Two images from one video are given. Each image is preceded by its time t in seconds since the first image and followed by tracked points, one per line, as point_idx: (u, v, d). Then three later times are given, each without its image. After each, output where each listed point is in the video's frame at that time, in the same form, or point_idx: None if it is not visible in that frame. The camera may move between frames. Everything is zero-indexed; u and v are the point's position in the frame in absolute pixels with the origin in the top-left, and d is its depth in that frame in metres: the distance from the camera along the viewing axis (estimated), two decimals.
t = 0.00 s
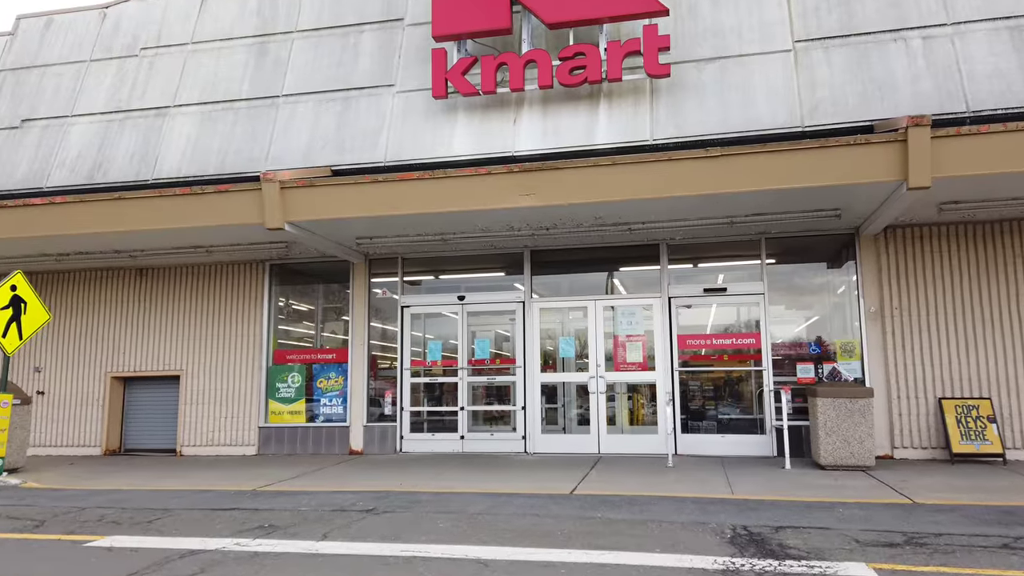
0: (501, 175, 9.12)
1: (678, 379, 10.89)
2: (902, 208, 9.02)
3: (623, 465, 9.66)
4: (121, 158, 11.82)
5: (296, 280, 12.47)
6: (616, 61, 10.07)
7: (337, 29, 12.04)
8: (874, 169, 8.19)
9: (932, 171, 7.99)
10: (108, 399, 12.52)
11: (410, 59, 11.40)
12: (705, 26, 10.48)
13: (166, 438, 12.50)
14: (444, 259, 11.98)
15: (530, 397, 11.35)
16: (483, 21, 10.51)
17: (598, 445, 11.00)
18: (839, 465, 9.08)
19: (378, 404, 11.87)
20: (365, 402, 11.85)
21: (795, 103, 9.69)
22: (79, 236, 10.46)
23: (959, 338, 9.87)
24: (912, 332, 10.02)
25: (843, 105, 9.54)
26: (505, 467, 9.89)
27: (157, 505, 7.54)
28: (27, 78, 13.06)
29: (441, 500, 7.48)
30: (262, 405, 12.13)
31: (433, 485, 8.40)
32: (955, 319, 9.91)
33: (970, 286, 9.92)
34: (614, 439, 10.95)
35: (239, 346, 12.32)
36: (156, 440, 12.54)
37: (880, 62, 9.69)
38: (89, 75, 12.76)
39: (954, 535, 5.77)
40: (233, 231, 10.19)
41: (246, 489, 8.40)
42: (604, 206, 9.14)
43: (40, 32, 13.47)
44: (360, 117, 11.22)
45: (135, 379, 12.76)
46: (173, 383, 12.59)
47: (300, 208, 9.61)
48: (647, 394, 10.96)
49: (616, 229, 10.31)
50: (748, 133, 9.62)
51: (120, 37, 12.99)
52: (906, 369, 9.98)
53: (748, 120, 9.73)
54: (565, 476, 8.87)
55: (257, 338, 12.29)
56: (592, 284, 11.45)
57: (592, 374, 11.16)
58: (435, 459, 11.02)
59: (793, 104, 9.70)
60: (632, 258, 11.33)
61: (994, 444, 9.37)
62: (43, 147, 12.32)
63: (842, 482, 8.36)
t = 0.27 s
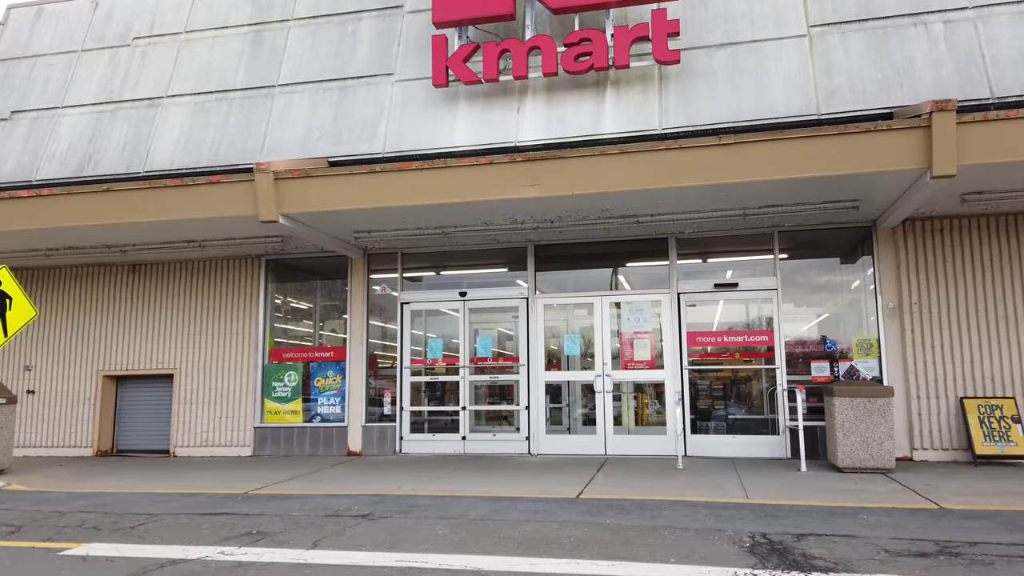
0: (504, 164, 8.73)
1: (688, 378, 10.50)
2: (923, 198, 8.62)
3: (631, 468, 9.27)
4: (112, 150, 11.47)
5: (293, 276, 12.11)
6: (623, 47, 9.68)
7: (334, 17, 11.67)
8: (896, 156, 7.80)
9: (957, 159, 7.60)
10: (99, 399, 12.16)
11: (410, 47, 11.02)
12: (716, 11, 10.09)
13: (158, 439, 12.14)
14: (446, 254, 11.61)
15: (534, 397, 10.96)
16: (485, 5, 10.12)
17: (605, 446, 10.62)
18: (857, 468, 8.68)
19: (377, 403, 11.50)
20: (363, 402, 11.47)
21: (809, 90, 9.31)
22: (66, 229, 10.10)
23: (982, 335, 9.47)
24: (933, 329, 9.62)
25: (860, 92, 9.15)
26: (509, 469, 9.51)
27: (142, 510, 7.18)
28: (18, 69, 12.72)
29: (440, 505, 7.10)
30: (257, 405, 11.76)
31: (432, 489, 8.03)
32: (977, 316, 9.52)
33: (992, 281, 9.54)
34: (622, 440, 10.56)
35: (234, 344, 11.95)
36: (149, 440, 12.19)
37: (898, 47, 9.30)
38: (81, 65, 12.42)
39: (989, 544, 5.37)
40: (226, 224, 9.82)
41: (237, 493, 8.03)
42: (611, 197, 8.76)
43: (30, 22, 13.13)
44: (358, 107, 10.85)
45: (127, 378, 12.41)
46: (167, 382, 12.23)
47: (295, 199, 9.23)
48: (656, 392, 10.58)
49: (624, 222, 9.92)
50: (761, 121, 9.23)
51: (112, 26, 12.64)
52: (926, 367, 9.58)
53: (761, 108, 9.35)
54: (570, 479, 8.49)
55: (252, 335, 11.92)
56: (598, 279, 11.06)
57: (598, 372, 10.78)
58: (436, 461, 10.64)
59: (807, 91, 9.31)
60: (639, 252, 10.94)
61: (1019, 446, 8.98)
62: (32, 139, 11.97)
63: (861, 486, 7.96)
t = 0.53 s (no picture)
0: (507, 153, 8.32)
1: (698, 377, 10.09)
2: (947, 188, 8.21)
3: (640, 470, 8.87)
4: (101, 141, 11.08)
5: (288, 272, 11.72)
6: (631, 32, 9.25)
7: (331, 3, 11.27)
8: (921, 143, 7.38)
9: (987, 145, 7.18)
10: (88, 399, 11.77)
11: (409, 34, 10.62)
12: None
13: (149, 440, 11.75)
14: (446, 249, 11.22)
15: (537, 396, 10.55)
16: None
17: (611, 448, 10.20)
18: (877, 472, 8.26)
19: (375, 403, 11.11)
20: (361, 401, 11.07)
21: (826, 76, 8.90)
22: (51, 222, 9.70)
23: (1006, 332, 9.07)
24: (954, 327, 9.22)
25: (880, 78, 8.75)
26: (512, 472, 9.11)
27: (123, 516, 6.79)
28: (5, 58, 12.34)
29: (439, 511, 6.69)
30: (251, 405, 11.37)
31: (431, 494, 7.63)
32: (1001, 312, 9.12)
33: (1017, 275, 9.15)
34: (629, 442, 10.15)
35: (227, 342, 11.55)
36: (139, 441, 11.80)
37: (919, 30, 8.88)
38: (70, 54, 12.03)
39: None
40: (216, 217, 9.41)
41: (225, 498, 7.64)
42: (618, 187, 8.34)
43: (19, 10, 12.75)
44: (356, 95, 10.45)
45: (118, 377, 12.03)
46: (158, 381, 11.84)
47: (287, 190, 8.83)
48: (664, 392, 10.16)
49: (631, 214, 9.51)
50: (776, 108, 8.83)
51: (102, 14, 12.26)
52: (948, 366, 9.18)
53: (775, 95, 8.94)
54: (576, 483, 8.09)
55: (246, 333, 11.53)
56: (604, 275, 10.65)
57: (604, 371, 10.37)
58: (436, 463, 10.23)
59: (824, 77, 8.91)
60: (648, 247, 10.54)
61: None
62: (19, 129, 11.59)
63: (884, 491, 7.54)
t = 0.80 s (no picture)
0: (508, 141, 7.94)
1: (708, 376, 9.71)
2: (972, 178, 7.83)
3: (648, 474, 8.49)
4: (90, 132, 10.73)
5: (283, 267, 11.36)
6: (638, 16, 8.84)
7: None
8: (947, 129, 6.99)
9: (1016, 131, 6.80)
10: (77, 399, 11.41)
11: (408, 21, 10.25)
12: None
13: (140, 442, 11.38)
14: (447, 244, 10.86)
15: (540, 397, 10.18)
16: None
17: (618, 450, 9.82)
18: (898, 476, 7.89)
19: (373, 403, 10.75)
20: (358, 401, 10.71)
21: (843, 62, 8.52)
22: (35, 215, 9.34)
23: None
24: (976, 324, 8.86)
25: (899, 63, 8.36)
26: (514, 476, 8.73)
27: (102, 524, 6.43)
28: None
29: (437, 519, 6.32)
30: (245, 405, 11.00)
31: (429, 500, 7.26)
32: None
33: None
34: (635, 444, 9.77)
35: (220, 340, 11.19)
36: (130, 443, 11.43)
37: (941, 14, 8.49)
38: (59, 44, 11.68)
39: None
40: (206, 210, 9.05)
41: (213, 503, 7.27)
42: (625, 177, 7.97)
43: None
44: (352, 84, 10.08)
45: (107, 376, 11.67)
46: (148, 380, 11.48)
47: (280, 180, 8.46)
48: (674, 392, 9.78)
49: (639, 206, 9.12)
50: (790, 96, 8.44)
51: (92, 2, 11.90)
52: (969, 365, 8.81)
53: (789, 82, 8.56)
54: (582, 488, 7.71)
55: (240, 331, 11.16)
56: (610, 271, 10.27)
57: (610, 370, 9.99)
58: (435, 466, 9.86)
59: (841, 63, 8.52)
60: (655, 242, 10.16)
61: None
62: (6, 121, 11.24)
63: (906, 496, 7.16)
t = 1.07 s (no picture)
0: (510, 128, 7.53)
1: (718, 376, 9.30)
2: (1000, 167, 7.42)
3: (657, 479, 8.08)
4: (76, 123, 10.34)
5: (278, 263, 10.96)
6: None
7: None
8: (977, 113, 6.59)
9: None
10: (64, 399, 11.02)
11: (405, 7, 9.86)
12: None
13: (129, 444, 10.99)
14: (447, 239, 10.45)
15: (543, 398, 9.77)
16: None
17: (624, 454, 9.41)
18: (921, 482, 7.48)
19: (370, 405, 10.34)
20: (354, 403, 10.31)
21: (861, 46, 8.10)
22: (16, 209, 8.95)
23: None
24: (1001, 321, 8.45)
25: (921, 47, 7.95)
26: (517, 481, 8.33)
27: (78, 533, 6.04)
28: None
29: (434, 528, 5.92)
30: (237, 406, 10.61)
31: (427, 508, 6.86)
32: None
33: None
34: (643, 447, 9.36)
35: (211, 338, 10.80)
36: (119, 445, 11.04)
37: None
38: (45, 33, 11.30)
39: None
40: (195, 202, 8.65)
41: (198, 511, 6.88)
42: (633, 166, 7.56)
43: None
44: (348, 72, 9.68)
45: (96, 376, 11.28)
46: (138, 381, 11.09)
47: (270, 171, 8.05)
48: (683, 392, 9.36)
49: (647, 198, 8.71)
50: (806, 81, 8.03)
51: None
52: (994, 364, 8.41)
53: (805, 68, 8.15)
54: (588, 495, 7.30)
55: (232, 329, 10.77)
56: (616, 267, 9.86)
57: (617, 370, 9.58)
58: (434, 470, 9.46)
59: (859, 47, 8.11)
60: (663, 237, 9.75)
61: None
62: None
63: (934, 504, 6.74)
